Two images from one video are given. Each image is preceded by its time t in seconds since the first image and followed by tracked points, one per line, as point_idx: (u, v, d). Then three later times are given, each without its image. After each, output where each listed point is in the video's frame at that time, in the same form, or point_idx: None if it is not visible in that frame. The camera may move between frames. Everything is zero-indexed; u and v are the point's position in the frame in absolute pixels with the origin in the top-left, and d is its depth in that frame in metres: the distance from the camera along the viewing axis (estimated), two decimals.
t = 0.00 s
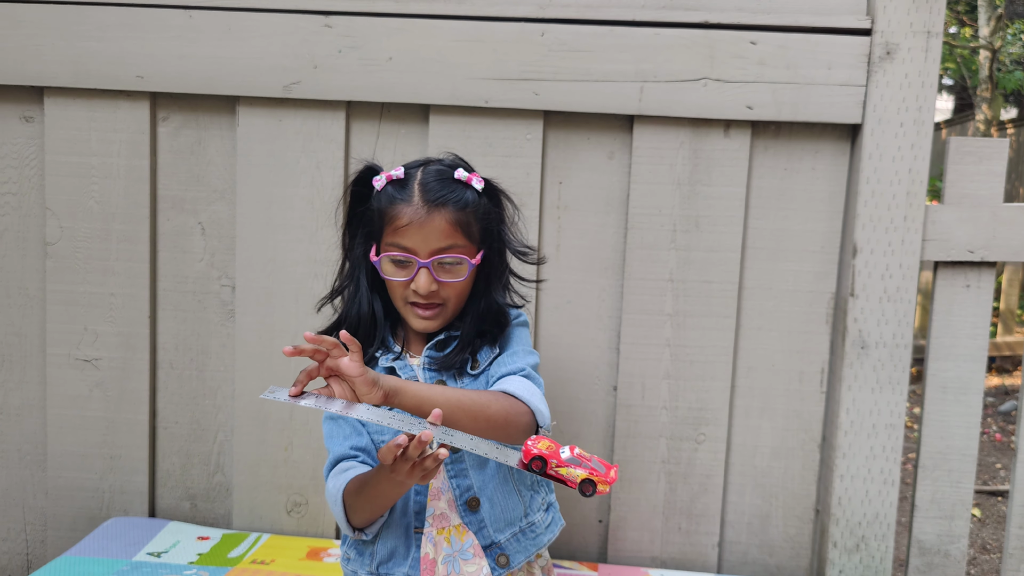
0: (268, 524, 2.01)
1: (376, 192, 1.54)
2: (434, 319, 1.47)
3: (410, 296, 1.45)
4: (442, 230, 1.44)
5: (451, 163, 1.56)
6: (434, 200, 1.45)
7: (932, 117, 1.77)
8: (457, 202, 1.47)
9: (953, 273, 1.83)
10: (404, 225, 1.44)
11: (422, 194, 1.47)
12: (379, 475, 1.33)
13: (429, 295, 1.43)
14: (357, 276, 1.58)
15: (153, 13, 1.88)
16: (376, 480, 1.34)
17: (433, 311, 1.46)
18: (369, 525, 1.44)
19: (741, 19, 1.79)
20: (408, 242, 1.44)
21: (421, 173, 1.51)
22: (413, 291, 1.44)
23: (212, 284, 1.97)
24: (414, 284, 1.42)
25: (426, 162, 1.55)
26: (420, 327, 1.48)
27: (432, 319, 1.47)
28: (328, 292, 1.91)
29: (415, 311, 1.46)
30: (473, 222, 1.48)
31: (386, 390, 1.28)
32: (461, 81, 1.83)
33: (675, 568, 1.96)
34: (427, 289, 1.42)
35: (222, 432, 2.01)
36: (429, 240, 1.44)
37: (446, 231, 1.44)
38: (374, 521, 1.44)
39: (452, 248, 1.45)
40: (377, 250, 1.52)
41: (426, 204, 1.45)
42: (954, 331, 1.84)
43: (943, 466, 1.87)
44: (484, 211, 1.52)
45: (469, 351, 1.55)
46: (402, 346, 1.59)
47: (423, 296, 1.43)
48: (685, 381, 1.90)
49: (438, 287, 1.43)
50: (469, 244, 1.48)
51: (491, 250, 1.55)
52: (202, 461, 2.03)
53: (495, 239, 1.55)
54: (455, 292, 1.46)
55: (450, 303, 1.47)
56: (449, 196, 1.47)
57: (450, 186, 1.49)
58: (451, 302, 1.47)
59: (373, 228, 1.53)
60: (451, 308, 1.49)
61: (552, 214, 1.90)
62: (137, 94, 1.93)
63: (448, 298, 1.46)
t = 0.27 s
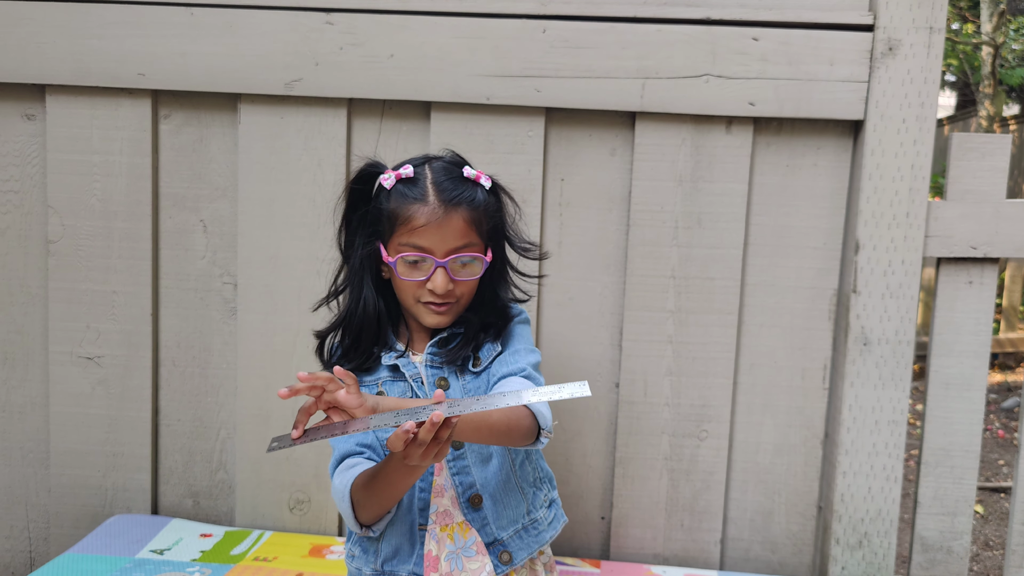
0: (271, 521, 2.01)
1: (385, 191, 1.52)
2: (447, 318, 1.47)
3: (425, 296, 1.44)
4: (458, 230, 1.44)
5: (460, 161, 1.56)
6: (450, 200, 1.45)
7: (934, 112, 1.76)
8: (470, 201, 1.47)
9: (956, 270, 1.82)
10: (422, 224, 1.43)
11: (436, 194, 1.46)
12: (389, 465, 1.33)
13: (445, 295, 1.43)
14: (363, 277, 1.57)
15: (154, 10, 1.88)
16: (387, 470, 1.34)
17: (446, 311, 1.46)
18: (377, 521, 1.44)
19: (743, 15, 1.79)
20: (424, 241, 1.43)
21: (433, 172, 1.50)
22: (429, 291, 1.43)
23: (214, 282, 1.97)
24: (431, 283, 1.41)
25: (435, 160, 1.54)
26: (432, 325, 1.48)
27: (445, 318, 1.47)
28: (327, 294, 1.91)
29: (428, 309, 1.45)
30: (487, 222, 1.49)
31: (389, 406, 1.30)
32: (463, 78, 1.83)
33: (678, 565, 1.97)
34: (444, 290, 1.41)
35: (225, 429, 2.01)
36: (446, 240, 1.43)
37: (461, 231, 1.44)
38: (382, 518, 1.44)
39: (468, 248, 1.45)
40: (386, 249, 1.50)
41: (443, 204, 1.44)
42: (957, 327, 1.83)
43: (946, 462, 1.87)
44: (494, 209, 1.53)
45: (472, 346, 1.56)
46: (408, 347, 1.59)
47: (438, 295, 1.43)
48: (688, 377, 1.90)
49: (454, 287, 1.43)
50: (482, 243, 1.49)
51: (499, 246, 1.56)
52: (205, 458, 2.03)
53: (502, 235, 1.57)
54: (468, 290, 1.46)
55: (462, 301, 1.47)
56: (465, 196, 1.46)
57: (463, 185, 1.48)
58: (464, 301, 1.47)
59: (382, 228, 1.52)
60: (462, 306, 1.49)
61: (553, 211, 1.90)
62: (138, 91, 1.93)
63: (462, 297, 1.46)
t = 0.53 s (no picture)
0: (273, 519, 2.02)
1: (397, 198, 1.49)
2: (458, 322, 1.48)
3: (438, 303, 1.44)
4: (473, 240, 1.43)
5: (469, 165, 1.54)
6: (464, 210, 1.43)
7: (936, 110, 1.76)
8: (484, 210, 1.45)
9: (958, 267, 1.82)
10: (436, 235, 1.42)
11: (450, 202, 1.44)
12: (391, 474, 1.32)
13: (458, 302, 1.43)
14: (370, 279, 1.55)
15: (155, 9, 1.88)
16: (388, 478, 1.33)
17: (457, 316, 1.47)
18: (379, 522, 1.44)
19: (744, 13, 1.79)
20: (438, 251, 1.42)
21: (446, 180, 1.47)
22: (442, 299, 1.43)
23: (216, 281, 1.98)
24: (444, 292, 1.41)
25: (446, 165, 1.52)
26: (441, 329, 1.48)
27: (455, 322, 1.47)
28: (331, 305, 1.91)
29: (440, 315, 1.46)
30: (498, 228, 1.48)
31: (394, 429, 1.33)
32: (464, 76, 1.83)
33: (679, 562, 1.97)
34: (458, 298, 1.41)
35: (227, 427, 2.02)
36: (460, 250, 1.42)
37: (476, 240, 1.43)
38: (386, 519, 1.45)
39: (480, 256, 1.44)
40: (397, 255, 1.49)
41: (457, 213, 1.43)
42: (959, 324, 1.83)
43: (947, 460, 1.87)
44: (505, 213, 1.52)
45: (475, 347, 1.56)
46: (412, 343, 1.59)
47: (451, 304, 1.43)
48: (689, 375, 1.90)
49: (466, 295, 1.43)
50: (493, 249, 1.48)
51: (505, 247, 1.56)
52: (207, 456, 2.03)
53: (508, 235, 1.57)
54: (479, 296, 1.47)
55: (472, 306, 1.48)
56: (478, 205, 1.45)
57: (476, 193, 1.47)
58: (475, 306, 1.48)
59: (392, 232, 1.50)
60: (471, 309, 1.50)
61: (555, 209, 1.90)
62: (140, 90, 1.93)
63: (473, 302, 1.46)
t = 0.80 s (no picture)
0: (273, 518, 2.02)
1: (401, 201, 1.48)
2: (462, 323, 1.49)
3: (442, 306, 1.45)
4: (478, 244, 1.42)
5: (474, 165, 1.52)
6: (470, 214, 1.42)
7: (936, 109, 1.76)
8: (490, 213, 1.45)
9: (958, 266, 1.82)
10: (441, 240, 1.42)
11: (455, 206, 1.43)
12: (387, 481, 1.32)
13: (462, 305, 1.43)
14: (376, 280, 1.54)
15: (155, 8, 1.88)
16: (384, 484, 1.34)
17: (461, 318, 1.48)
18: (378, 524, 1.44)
19: (745, 12, 1.79)
20: (443, 255, 1.42)
21: (451, 183, 1.46)
22: (446, 302, 1.44)
23: (216, 279, 1.98)
24: (449, 296, 1.41)
25: (451, 167, 1.51)
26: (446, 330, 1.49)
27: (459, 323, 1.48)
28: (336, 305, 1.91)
29: (445, 317, 1.46)
30: (503, 230, 1.48)
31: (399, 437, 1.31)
32: (464, 75, 1.83)
33: (680, 561, 1.97)
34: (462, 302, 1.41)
35: (227, 426, 2.02)
36: (465, 255, 1.42)
37: (481, 243, 1.43)
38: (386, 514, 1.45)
39: (485, 260, 1.44)
40: (401, 256, 1.48)
41: (463, 218, 1.42)
42: (959, 323, 1.83)
43: (948, 459, 1.87)
44: (510, 214, 1.52)
45: (481, 350, 1.57)
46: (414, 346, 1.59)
47: (457, 307, 1.43)
48: (689, 374, 1.90)
49: (471, 298, 1.44)
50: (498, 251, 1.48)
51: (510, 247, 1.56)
52: (207, 455, 2.04)
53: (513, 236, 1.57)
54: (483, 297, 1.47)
55: (477, 307, 1.48)
56: (483, 209, 1.44)
57: (481, 195, 1.46)
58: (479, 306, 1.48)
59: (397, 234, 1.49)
60: (476, 310, 1.50)
61: (555, 208, 1.90)
62: (140, 89, 1.93)
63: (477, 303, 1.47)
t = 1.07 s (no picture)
0: (272, 517, 2.02)
1: (411, 197, 1.47)
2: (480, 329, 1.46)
3: (461, 306, 1.42)
4: (495, 237, 1.43)
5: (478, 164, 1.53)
6: (486, 206, 1.43)
7: (935, 109, 1.76)
8: (504, 207, 1.45)
9: (957, 266, 1.82)
10: (458, 234, 1.41)
11: (469, 199, 1.43)
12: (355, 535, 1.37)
13: (482, 305, 1.42)
14: (378, 289, 1.54)
15: (154, 7, 1.88)
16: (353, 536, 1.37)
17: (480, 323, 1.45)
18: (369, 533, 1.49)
19: (744, 11, 1.79)
20: (461, 250, 1.41)
21: (463, 179, 1.46)
22: (465, 302, 1.42)
23: (215, 278, 1.98)
24: (468, 293, 1.40)
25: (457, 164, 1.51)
26: (465, 335, 1.46)
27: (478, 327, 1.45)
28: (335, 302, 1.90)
29: (463, 319, 1.43)
30: (515, 225, 1.49)
31: None
32: (463, 74, 1.83)
33: (678, 560, 1.97)
34: (482, 299, 1.40)
35: (226, 425, 2.02)
36: (483, 248, 1.41)
37: (497, 239, 1.43)
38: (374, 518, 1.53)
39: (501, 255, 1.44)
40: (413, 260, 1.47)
41: (480, 210, 1.42)
42: (958, 323, 1.83)
43: (946, 458, 1.87)
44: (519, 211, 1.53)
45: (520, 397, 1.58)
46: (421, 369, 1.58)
47: (476, 306, 1.41)
48: (688, 374, 1.90)
49: (490, 296, 1.42)
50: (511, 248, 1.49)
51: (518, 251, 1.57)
52: (206, 454, 2.04)
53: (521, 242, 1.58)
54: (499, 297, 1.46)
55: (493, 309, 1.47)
56: (497, 201, 1.45)
57: (492, 189, 1.46)
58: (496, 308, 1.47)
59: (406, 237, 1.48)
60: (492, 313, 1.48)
61: (554, 208, 1.90)
62: (139, 88, 1.93)
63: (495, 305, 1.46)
